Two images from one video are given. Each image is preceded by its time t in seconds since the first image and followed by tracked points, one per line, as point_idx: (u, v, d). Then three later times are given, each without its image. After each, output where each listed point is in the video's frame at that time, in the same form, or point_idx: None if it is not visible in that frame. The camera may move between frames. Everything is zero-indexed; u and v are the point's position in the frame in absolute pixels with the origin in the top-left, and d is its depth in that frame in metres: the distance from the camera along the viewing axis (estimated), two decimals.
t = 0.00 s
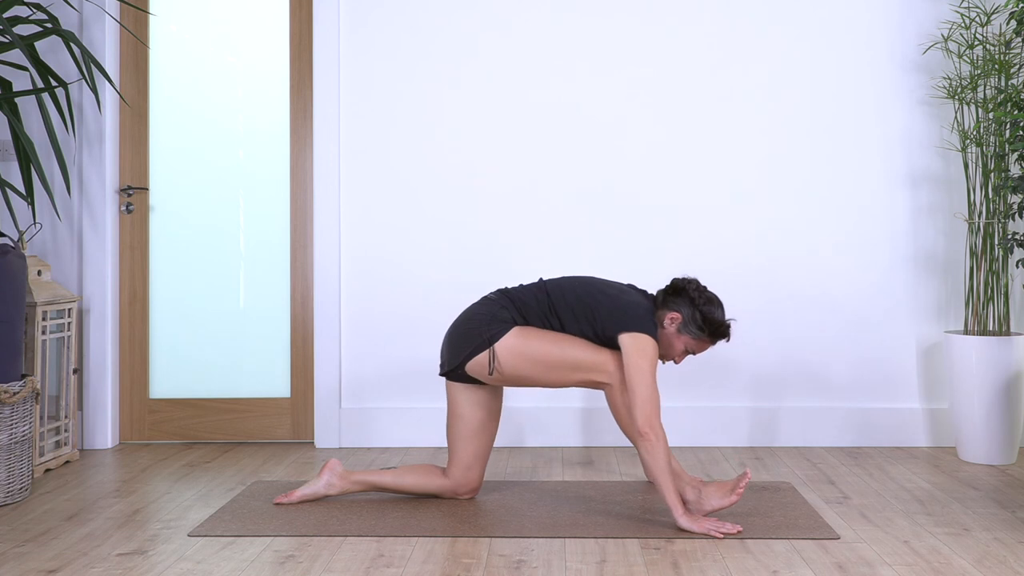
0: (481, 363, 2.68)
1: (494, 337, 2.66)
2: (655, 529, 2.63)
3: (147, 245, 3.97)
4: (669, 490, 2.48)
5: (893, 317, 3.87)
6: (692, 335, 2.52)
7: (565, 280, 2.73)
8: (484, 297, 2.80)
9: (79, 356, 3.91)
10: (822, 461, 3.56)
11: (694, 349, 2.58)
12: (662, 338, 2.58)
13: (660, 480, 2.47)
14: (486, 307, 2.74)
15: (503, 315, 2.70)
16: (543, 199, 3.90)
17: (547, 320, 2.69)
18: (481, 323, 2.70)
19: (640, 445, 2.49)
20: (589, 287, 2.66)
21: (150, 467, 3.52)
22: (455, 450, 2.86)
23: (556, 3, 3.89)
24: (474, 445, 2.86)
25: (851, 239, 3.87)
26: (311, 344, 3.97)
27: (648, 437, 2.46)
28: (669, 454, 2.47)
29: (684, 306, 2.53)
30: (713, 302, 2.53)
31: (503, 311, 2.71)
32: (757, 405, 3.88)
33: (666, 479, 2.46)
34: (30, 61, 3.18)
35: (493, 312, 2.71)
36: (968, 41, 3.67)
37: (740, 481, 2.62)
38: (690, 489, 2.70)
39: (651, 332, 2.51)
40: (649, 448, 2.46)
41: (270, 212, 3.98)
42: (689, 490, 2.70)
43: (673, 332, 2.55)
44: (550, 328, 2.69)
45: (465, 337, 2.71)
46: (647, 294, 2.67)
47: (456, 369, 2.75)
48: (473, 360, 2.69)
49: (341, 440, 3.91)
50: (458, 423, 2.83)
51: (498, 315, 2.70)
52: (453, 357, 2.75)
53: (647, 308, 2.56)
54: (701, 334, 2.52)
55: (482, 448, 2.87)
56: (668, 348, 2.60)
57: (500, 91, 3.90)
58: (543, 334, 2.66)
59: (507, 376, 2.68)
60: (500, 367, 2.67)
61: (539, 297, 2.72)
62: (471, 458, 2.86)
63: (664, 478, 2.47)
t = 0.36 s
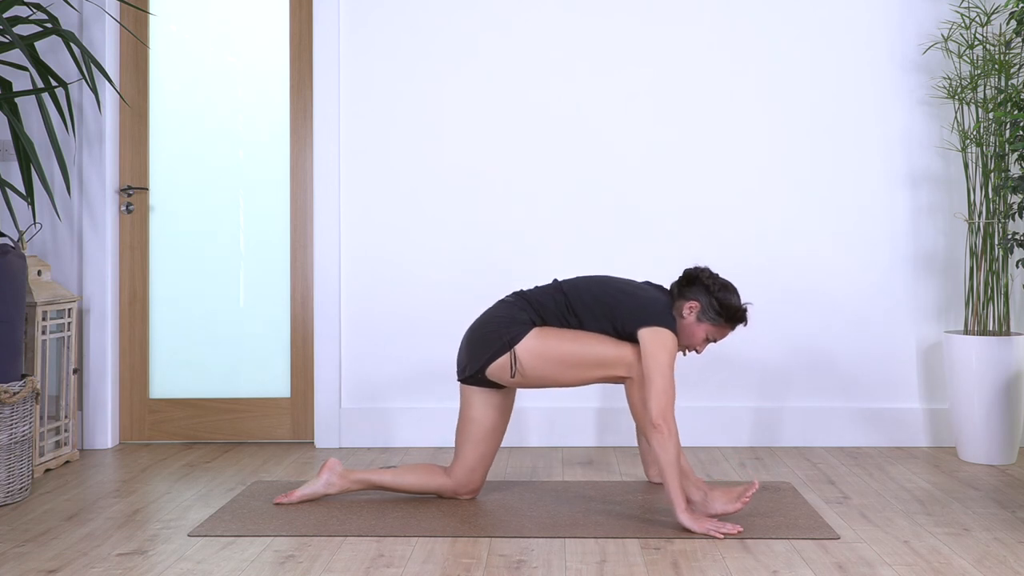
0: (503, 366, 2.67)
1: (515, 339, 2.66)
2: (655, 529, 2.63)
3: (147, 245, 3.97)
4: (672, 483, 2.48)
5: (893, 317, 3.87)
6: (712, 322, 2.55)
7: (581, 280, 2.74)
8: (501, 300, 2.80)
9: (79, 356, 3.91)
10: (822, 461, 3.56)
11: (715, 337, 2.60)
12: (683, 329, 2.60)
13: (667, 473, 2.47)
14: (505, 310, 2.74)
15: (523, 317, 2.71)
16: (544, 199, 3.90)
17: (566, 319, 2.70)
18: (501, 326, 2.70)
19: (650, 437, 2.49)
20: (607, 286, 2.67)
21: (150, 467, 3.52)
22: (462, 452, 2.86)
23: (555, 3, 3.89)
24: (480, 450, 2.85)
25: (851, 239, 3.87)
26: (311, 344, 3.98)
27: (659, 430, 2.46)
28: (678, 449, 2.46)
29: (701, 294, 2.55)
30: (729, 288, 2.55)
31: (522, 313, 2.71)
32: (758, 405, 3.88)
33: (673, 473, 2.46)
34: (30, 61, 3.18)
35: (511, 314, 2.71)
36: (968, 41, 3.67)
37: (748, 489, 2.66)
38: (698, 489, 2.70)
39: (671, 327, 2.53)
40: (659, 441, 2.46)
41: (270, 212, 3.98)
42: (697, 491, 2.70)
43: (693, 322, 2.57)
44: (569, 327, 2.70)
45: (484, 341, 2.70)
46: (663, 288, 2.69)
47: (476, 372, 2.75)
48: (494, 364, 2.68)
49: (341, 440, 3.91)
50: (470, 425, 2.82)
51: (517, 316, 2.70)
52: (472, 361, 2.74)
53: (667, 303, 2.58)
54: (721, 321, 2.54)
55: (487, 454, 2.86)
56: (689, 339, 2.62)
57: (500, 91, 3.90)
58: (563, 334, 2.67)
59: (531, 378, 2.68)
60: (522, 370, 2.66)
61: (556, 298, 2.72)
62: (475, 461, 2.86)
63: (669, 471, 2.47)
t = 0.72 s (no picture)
0: (499, 365, 2.68)
1: (510, 338, 2.66)
2: (655, 529, 2.63)
3: (147, 245, 3.97)
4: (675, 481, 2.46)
5: (893, 317, 3.87)
6: (705, 313, 2.56)
7: (577, 279, 2.74)
8: (496, 299, 2.80)
9: (79, 356, 3.91)
10: (822, 461, 3.57)
11: (710, 328, 2.60)
12: (678, 321, 2.60)
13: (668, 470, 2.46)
14: (500, 309, 2.74)
15: (518, 316, 2.70)
16: (543, 199, 3.90)
17: (561, 319, 2.70)
18: (497, 325, 2.70)
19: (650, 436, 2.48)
20: (602, 285, 2.67)
21: (150, 467, 3.52)
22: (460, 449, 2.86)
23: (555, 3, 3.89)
24: (480, 448, 2.85)
25: (851, 239, 3.87)
26: (311, 344, 3.98)
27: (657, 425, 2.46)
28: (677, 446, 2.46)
29: (693, 286, 2.56)
30: (719, 279, 2.56)
31: (517, 313, 2.71)
32: (758, 405, 3.88)
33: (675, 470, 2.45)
34: (30, 60, 3.18)
35: (507, 314, 2.71)
36: (968, 41, 3.67)
37: (747, 488, 2.66)
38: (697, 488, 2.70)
39: (664, 325, 2.54)
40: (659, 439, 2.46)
41: (269, 212, 3.98)
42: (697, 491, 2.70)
43: (686, 314, 2.57)
44: (565, 327, 2.70)
45: (480, 340, 2.71)
46: (657, 286, 2.69)
47: (471, 371, 2.76)
48: (489, 362, 2.69)
49: (341, 440, 3.91)
50: (468, 423, 2.83)
51: (513, 316, 2.70)
52: (467, 360, 2.74)
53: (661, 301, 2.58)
54: (715, 312, 2.55)
55: (487, 452, 2.87)
56: (684, 332, 2.62)
57: (500, 91, 3.90)
58: (558, 334, 2.67)
59: (524, 377, 2.69)
60: (516, 370, 2.67)
61: (551, 298, 2.72)
62: (476, 459, 2.86)
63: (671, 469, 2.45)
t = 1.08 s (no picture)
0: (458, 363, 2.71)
1: (472, 337, 2.68)
2: (655, 529, 2.63)
3: (147, 245, 3.97)
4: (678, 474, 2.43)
5: (893, 317, 3.87)
6: (675, 315, 2.54)
7: (546, 279, 2.73)
8: (468, 297, 2.81)
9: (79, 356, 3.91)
10: (822, 461, 3.56)
11: (680, 332, 2.58)
12: (648, 323, 2.58)
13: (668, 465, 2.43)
14: (469, 306, 2.75)
15: (484, 314, 2.71)
16: (543, 200, 3.90)
17: (529, 318, 2.70)
18: (463, 323, 2.71)
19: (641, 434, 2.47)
20: (570, 284, 2.66)
21: (150, 467, 3.52)
22: (453, 448, 2.87)
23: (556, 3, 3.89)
24: (474, 445, 2.87)
25: (851, 239, 3.87)
26: (311, 344, 3.98)
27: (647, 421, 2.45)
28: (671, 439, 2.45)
29: (664, 289, 2.55)
30: (691, 284, 2.55)
31: (484, 311, 2.72)
32: (757, 406, 3.88)
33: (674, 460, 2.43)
34: (30, 60, 3.18)
35: (474, 312, 2.72)
36: (968, 41, 3.68)
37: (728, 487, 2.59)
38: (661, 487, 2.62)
39: (630, 323, 2.52)
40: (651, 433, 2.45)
41: (269, 211, 3.98)
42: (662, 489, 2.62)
43: (657, 317, 2.55)
44: (532, 326, 2.69)
45: (447, 337, 2.73)
46: (626, 287, 2.67)
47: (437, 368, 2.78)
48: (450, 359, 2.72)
49: (341, 440, 3.91)
50: (452, 425, 2.85)
51: (479, 313, 2.71)
52: (435, 357, 2.77)
53: (626, 301, 2.56)
54: (686, 315, 2.54)
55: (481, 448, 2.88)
56: (654, 333, 2.59)
57: (500, 91, 3.90)
58: (517, 338, 2.66)
59: (479, 376, 2.70)
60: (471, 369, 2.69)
61: (521, 297, 2.73)
62: (472, 455, 2.87)
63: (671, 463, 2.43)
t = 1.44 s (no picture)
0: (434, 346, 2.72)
1: (449, 321, 2.69)
2: (655, 529, 2.63)
3: (147, 245, 3.97)
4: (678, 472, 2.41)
5: (893, 316, 3.87)
6: (665, 321, 2.55)
7: (535, 278, 2.75)
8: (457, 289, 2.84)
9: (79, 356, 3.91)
10: (822, 461, 3.56)
11: (669, 338, 2.60)
12: (638, 329, 2.59)
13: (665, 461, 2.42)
14: (455, 296, 2.78)
15: (467, 303, 2.74)
16: (542, 200, 3.90)
17: (513, 312, 2.71)
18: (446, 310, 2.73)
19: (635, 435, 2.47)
20: (558, 285, 2.69)
21: (150, 467, 3.52)
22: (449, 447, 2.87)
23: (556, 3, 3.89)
24: (468, 444, 2.87)
25: (852, 239, 3.87)
26: (311, 344, 3.98)
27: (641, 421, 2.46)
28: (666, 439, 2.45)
29: (654, 295, 2.56)
30: (682, 290, 2.56)
31: (469, 302, 2.74)
32: (756, 405, 3.88)
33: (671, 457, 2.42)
34: (30, 60, 3.18)
35: (458, 300, 2.75)
36: (968, 41, 3.67)
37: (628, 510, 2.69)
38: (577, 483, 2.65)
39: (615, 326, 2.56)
40: (645, 433, 2.44)
41: (269, 211, 3.98)
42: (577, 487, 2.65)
43: (647, 322, 2.56)
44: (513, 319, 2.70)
45: (428, 322, 2.75)
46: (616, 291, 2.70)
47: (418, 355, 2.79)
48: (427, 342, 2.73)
49: (341, 440, 3.91)
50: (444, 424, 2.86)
51: (462, 302, 2.74)
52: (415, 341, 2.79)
53: (613, 303, 2.59)
54: (676, 323, 2.56)
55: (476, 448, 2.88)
56: (644, 340, 2.60)
57: (499, 91, 3.90)
58: (493, 325, 2.66)
59: (453, 361, 2.70)
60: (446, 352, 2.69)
61: (507, 291, 2.75)
62: (467, 454, 2.87)
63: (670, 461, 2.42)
